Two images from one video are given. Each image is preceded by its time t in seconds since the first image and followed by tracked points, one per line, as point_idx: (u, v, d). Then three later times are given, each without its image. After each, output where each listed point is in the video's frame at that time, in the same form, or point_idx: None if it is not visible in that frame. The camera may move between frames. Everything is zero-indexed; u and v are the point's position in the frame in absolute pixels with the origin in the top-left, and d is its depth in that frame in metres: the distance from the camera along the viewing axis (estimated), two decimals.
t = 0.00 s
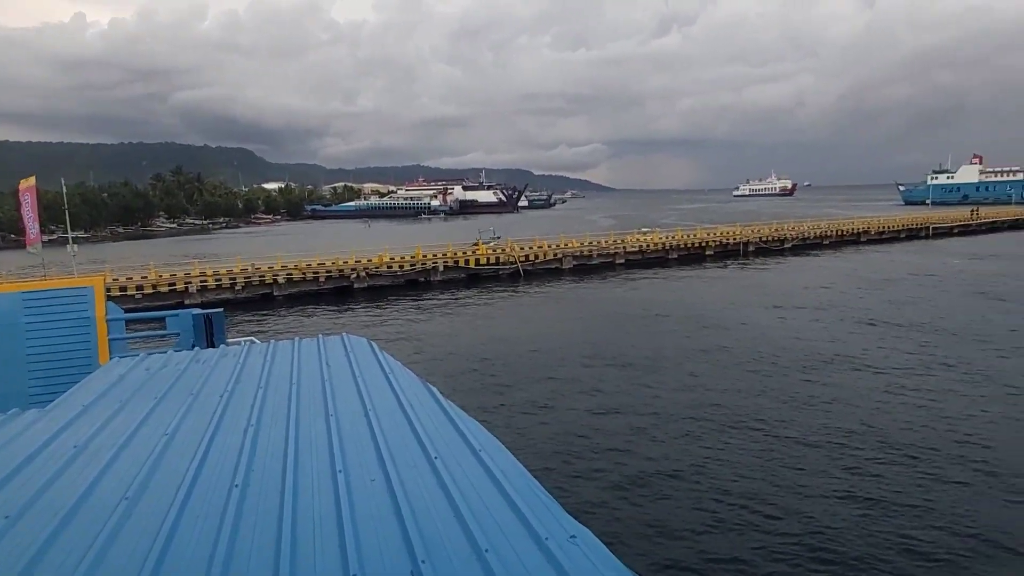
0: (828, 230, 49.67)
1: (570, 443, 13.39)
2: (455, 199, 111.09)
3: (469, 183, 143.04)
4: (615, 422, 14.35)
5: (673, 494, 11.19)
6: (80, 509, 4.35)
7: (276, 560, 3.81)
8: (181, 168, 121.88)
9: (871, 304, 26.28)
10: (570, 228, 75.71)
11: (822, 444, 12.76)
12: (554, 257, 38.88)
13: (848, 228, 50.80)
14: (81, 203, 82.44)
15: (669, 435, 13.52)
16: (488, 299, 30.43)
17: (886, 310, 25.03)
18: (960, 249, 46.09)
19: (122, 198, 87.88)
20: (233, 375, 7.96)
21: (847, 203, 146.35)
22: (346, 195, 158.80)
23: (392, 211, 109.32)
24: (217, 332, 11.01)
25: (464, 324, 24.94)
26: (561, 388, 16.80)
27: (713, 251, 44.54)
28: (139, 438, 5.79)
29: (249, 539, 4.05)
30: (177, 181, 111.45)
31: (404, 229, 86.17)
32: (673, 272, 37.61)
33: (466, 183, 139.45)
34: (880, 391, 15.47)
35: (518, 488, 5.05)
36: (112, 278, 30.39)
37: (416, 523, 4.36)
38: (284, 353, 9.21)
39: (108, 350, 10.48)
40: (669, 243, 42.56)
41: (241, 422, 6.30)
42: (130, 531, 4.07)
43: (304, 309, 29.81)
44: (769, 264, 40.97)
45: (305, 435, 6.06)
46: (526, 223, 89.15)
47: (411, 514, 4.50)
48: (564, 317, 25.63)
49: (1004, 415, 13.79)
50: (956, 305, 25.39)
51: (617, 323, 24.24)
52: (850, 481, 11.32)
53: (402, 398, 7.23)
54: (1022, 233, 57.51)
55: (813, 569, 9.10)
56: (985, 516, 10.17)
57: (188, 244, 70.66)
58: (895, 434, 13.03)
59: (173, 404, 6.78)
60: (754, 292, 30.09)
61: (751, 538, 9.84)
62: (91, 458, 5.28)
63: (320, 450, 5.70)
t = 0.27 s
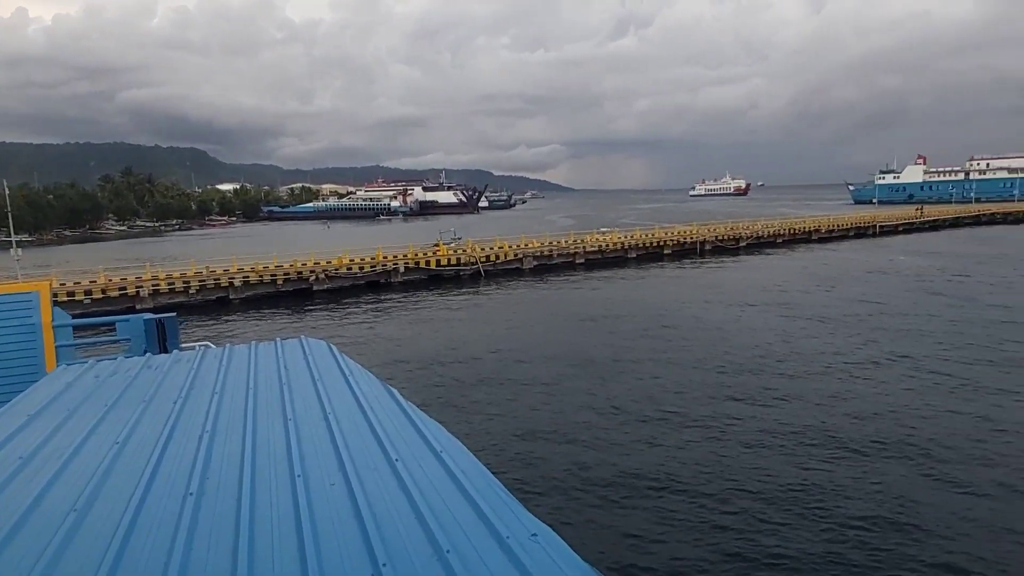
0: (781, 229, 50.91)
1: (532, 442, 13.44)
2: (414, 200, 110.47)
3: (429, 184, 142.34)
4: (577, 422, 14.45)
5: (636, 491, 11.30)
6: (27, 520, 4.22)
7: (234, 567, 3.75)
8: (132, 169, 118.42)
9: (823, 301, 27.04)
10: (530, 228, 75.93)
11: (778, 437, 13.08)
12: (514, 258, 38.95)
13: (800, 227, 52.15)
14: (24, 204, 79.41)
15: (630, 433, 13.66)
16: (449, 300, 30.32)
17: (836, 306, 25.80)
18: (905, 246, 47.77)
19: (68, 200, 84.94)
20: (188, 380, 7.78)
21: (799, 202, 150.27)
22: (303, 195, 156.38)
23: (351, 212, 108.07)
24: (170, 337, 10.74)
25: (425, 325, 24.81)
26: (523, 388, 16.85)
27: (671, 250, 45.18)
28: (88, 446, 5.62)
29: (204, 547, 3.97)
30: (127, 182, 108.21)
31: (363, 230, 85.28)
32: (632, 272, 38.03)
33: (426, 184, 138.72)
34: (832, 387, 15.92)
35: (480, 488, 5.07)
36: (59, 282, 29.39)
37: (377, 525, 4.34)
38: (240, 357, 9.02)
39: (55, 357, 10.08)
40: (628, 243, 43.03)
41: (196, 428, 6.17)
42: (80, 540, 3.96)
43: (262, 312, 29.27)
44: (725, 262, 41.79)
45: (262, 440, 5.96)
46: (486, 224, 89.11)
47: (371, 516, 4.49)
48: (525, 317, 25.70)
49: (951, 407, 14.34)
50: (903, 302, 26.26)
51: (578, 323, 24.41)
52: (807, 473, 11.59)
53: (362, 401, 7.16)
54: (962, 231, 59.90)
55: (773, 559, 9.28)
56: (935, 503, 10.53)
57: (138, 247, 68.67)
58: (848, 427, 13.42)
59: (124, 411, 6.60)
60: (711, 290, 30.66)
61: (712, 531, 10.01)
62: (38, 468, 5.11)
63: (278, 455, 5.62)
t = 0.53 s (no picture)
0: (749, 229, 51.64)
1: (506, 443, 13.43)
2: (386, 200, 109.77)
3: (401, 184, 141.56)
4: (550, 422, 14.49)
5: (610, 491, 11.35)
6: None
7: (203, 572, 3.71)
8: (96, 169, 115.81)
9: (791, 300, 27.48)
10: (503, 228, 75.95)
11: (749, 436, 13.26)
12: (487, 258, 38.93)
13: (768, 227, 52.94)
14: None
15: (602, 433, 13.73)
16: (421, 301, 30.20)
17: (804, 305, 26.24)
18: (870, 245, 48.80)
19: (29, 200, 82.75)
20: (155, 384, 7.65)
21: (767, 202, 152.57)
22: (273, 195, 154.39)
23: (322, 212, 107.00)
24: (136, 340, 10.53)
25: (398, 327, 24.64)
26: (497, 389, 16.83)
27: (642, 249, 45.55)
28: (51, 452, 5.52)
29: (172, 554, 3.91)
30: (90, 182, 105.79)
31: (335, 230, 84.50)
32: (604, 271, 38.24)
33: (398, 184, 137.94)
34: (801, 385, 16.18)
35: (453, 488, 5.08)
36: (20, 286, 28.67)
37: (348, 527, 4.33)
38: (208, 360, 8.89)
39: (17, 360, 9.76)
40: (600, 243, 43.29)
41: (163, 433, 6.08)
42: (44, 549, 3.89)
43: (231, 314, 28.85)
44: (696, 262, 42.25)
45: (232, 443, 5.90)
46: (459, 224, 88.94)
47: (343, 518, 4.47)
48: (498, 318, 25.70)
49: (915, 404, 14.68)
50: (868, 300, 26.82)
51: (550, 323, 24.47)
52: (777, 471, 11.77)
53: (334, 402, 7.11)
54: (923, 230, 61.27)
55: (745, 556, 9.39)
56: (900, 498, 10.76)
57: (102, 248, 67.13)
58: (817, 425, 13.65)
59: (89, 417, 6.47)
60: (682, 289, 30.96)
61: (686, 530, 10.09)
62: None
63: (248, 458, 5.56)
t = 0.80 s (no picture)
0: (718, 228, 52.30)
1: (479, 444, 13.40)
2: (357, 201, 108.90)
3: (371, 184, 140.47)
4: (524, 423, 14.49)
5: (584, 491, 11.39)
6: None
7: None
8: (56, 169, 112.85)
9: (759, 299, 27.87)
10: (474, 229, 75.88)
11: (719, 434, 13.42)
12: (459, 258, 38.82)
13: (736, 227, 53.67)
14: None
15: (577, 434, 13.75)
16: (393, 302, 29.99)
17: (772, 304, 26.64)
18: (835, 244, 49.77)
19: None
20: (119, 390, 7.47)
21: (735, 202, 154.76)
22: (241, 196, 151.99)
23: (291, 213, 105.72)
24: (99, 344, 10.28)
25: (370, 328, 24.43)
26: (469, 390, 16.79)
27: (613, 249, 45.87)
28: (11, 461, 5.35)
29: (140, 563, 3.83)
30: (51, 183, 103.02)
31: (305, 231, 83.55)
32: (577, 271, 38.37)
33: (368, 185, 136.86)
34: (771, 383, 16.43)
35: (426, 490, 5.06)
36: None
37: (320, 531, 4.29)
38: (176, 365, 8.70)
39: None
40: (571, 243, 43.49)
41: (128, 439, 5.94)
42: (4, 562, 3.77)
43: (198, 317, 28.34)
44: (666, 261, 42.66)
45: (200, 449, 5.79)
46: (430, 225, 88.62)
47: (314, 522, 4.43)
48: (471, 319, 25.63)
49: (880, 400, 15.00)
50: (834, 299, 27.34)
51: (523, 323, 24.49)
52: (748, 468, 11.92)
53: (305, 405, 7.03)
54: (885, 229, 62.73)
55: (717, 554, 9.49)
56: (866, 493, 10.97)
57: (64, 251, 65.48)
58: (786, 423, 13.86)
59: (50, 424, 6.30)
60: (653, 289, 31.19)
61: (660, 528, 10.17)
62: None
63: (217, 464, 5.46)
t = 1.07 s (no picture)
0: (687, 228, 52.93)
1: (453, 446, 13.35)
2: (326, 201, 107.80)
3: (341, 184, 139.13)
4: (498, 423, 14.51)
5: (558, 492, 11.42)
6: None
7: None
8: (14, 169, 109.62)
9: (728, 297, 28.26)
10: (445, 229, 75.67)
11: (691, 433, 13.58)
12: (431, 259, 38.68)
13: (704, 225, 54.38)
14: None
15: (550, 433, 13.83)
16: (364, 303, 29.78)
17: (740, 301, 27.03)
18: (800, 243, 50.72)
19: None
20: (80, 395, 7.28)
21: (703, 202, 156.71)
22: (207, 196, 149.34)
23: (259, 214, 104.25)
24: (61, 349, 10.06)
25: (341, 330, 24.23)
26: (442, 391, 16.74)
27: (584, 249, 46.14)
28: None
29: (104, 570, 3.75)
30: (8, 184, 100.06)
31: (273, 232, 82.42)
32: (548, 271, 38.50)
33: (338, 184, 135.54)
34: (740, 380, 16.70)
35: (399, 493, 5.04)
36: None
37: (291, 534, 4.26)
38: (140, 369, 8.53)
39: None
40: (542, 243, 43.63)
41: (91, 445, 5.81)
42: None
43: (164, 319, 27.81)
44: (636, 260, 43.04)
45: (166, 454, 5.68)
46: (401, 225, 88.14)
47: (285, 525, 4.40)
48: (444, 319, 25.57)
49: (846, 397, 15.32)
50: (800, 296, 27.89)
51: (496, 323, 24.51)
52: (718, 466, 12.08)
53: (274, 408, 6.94)
54: (849, 228, 64.12)
55: (690, 552, 9.60)
56: (834, 489, 11.19)
57: (23, 253, 63.73)
58: (755, 420, 14.08)
59: (8, 431, 6.12)
60: (623, 288, 31.43)
61: (633, 526, 10.28)
62: None
63: (184, 469, 5.37)
